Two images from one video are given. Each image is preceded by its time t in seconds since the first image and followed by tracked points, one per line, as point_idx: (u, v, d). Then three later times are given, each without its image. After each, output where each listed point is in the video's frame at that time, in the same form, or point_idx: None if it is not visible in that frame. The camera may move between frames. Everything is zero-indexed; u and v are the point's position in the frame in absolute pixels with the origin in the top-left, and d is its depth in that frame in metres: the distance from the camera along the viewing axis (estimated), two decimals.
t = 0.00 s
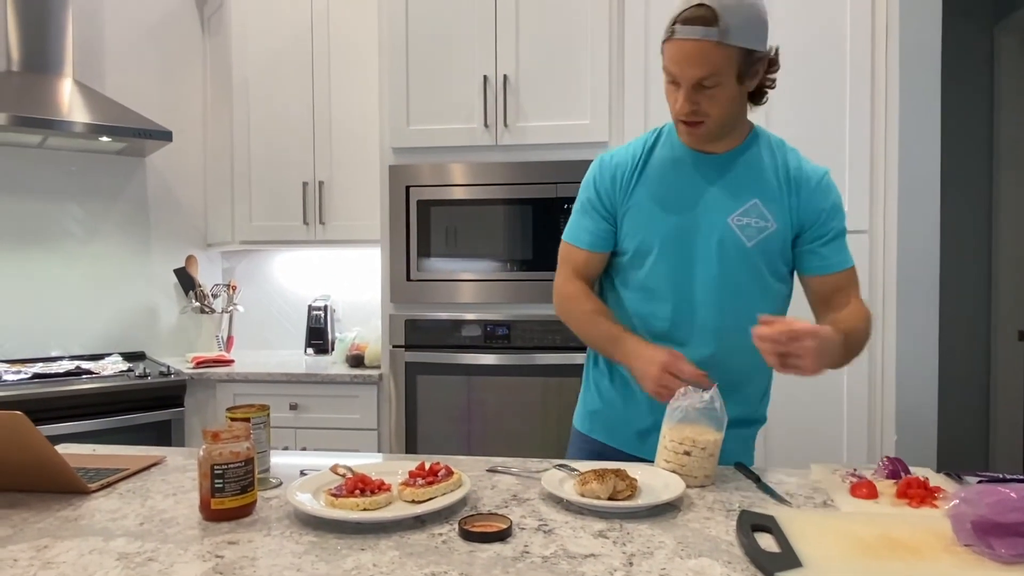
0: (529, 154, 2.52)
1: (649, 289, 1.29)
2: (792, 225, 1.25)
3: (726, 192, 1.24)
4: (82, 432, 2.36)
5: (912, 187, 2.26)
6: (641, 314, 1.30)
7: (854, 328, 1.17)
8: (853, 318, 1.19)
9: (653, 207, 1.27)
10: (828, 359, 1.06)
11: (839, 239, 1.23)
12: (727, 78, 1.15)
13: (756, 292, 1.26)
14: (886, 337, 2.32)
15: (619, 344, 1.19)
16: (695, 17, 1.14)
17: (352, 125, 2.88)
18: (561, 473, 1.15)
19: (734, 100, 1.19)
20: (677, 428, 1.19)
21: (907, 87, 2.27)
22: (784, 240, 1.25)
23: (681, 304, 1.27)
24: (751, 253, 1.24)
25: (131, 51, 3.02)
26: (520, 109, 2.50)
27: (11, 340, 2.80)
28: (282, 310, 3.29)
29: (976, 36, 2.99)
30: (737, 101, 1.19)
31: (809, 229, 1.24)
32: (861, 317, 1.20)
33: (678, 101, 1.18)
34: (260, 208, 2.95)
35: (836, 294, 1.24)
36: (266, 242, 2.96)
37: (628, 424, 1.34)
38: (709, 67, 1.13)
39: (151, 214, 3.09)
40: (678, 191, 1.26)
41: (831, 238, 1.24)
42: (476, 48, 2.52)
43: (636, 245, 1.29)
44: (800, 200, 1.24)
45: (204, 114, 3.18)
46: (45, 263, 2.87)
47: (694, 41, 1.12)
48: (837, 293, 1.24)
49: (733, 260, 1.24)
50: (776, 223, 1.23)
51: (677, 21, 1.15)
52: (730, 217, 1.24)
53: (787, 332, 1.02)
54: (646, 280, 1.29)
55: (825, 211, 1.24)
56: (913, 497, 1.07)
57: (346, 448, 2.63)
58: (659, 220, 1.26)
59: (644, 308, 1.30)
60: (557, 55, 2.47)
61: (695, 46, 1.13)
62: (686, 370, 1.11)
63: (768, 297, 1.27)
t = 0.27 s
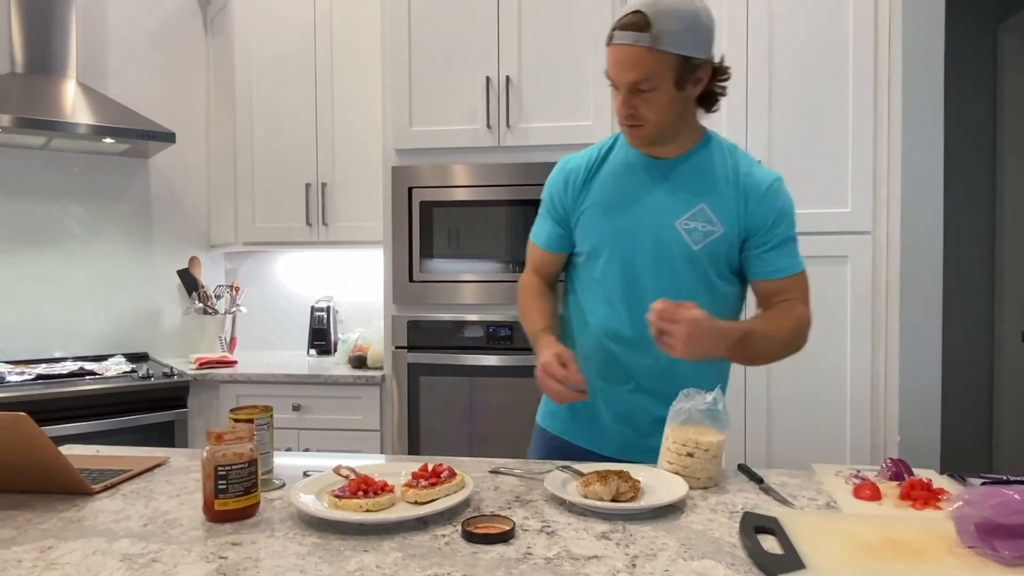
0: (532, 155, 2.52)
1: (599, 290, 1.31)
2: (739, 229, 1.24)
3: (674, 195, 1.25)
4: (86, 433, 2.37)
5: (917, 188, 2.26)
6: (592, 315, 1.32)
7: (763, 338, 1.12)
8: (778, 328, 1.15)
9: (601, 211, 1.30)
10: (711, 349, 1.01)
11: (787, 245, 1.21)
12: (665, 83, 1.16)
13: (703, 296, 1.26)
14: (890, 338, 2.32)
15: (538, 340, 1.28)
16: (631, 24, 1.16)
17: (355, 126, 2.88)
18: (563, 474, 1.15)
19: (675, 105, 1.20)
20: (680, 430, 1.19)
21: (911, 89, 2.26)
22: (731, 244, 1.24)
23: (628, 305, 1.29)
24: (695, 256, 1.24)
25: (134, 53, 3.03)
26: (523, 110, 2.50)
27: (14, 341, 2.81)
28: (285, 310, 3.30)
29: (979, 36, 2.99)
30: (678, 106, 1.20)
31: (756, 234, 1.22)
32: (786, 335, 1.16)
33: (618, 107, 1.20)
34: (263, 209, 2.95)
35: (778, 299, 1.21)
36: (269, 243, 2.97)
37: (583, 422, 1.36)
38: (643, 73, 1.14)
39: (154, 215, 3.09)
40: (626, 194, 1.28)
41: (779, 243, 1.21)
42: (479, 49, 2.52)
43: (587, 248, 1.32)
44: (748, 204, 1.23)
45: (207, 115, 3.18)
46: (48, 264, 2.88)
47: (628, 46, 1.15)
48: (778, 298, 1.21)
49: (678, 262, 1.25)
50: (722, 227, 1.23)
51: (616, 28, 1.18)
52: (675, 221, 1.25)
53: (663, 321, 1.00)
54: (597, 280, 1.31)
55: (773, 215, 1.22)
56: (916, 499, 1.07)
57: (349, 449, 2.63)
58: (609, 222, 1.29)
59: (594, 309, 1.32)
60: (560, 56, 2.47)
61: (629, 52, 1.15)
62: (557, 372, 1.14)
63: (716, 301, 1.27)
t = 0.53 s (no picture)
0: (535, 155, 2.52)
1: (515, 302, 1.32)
2: (644, 229, 1.22)
3: (577, 201, 1.25)
4: (89, 434, 2.37)
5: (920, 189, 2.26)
6: (510, 327, 1.32)
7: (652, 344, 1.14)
8: (672, 332, 1.14)
9: (508, 222, 1.30)
10: (601, 390, 1.10)
11: (689, 242, 1.18)
12: (555, 96, 1.17)
13: (615, 301, 1.25)
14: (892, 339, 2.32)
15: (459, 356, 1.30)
16: (515, 43, 1.17)
17: (358, 127, 2.88)
18: (566, 476, 1.15)
19: (569, 119, 1.21)
20: (682, 432, 1.20)
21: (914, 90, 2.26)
22: (636, 245, 1.23)
23: (543, 314, 1.28)
24: (601, 260, 1.23)
25: (136, 53, 3.03)
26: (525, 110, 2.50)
27: (17, 342, 2.81)
28: (288, 312, 3.30)
29: (982, 36, 2.97)
30: (572, 120, 1.21)
31: (658, 233, 1.21)
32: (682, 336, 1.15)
33: (513, 124, 1.21)
34: (266, 210, 2.96)
35: (682, 300, 1.18)
36: (271, 244, 2.97)
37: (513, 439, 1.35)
38: (530, 89, 1.15)
39: (157, 216, 3.10)
40: (531, 205, 1.28)
41: (680, 242, 1.19)
42: (481, 50, 2.52)
43: (499, 261, 1.33)
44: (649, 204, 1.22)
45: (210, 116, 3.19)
46: (51, 265, 2.88)
47: (517, 65, 1.15)
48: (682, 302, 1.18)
49: (584, 268, 1.24)
50: (624, 229, 1.22)
51: (502, 48, 1.18)
52: (577, 228, 1.24)
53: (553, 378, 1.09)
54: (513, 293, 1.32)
55: (672, 213, 1.19)
56: (920, 502, 1.06)
57: (351, 450, 2.64)
58: (516, 233, 1.29)
59: (513, 321, 1.32)
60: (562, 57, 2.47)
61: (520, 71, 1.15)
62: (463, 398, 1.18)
63: (628, 304, 1.25)
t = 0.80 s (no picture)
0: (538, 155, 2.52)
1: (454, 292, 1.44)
2: (570, 215, 1.38)
3: (507, 194, 1.39)
4: (93, 433, 2.38)
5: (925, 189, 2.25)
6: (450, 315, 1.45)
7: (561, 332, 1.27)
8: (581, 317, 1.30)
9: (447, 215, 1.42)
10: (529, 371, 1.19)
11: (611, 225, 1.36)
12: (476, 88, 1.29)
13: (548, 282, 1.39)
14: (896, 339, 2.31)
15: (400, 354, 1.34)
16: (433, 40, 1.29)
17: (361, 126, 2.88)
18: (569, 476, 1.15)
19: (490, 109, 1.33)
20: (686, 432, 1.19)
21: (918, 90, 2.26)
22: (564, 229, 1.38)
23: (483, 300, 1.41)
24: (535, 245, 1.38)
25: (139, 53, 3.04)
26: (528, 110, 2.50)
27: (21, 341, 2.82)
28: (291, 312, 3.30)
29: (985, 35, 2.97)
30: (492, 111, 1.33)
31: (583, 217, 1.37)
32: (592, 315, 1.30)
33: (439, 116, 1.32)
34: (269, 210, 2.96)
35: (604, 277, 1.36)
36: (274, 243, 2.97)
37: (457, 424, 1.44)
38: (452, 81, 1.27)
39: (160, 215, 3.10)
40: (468, 198, 1.42)
41: (603, 222, 1.36)
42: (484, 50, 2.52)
43: (437, 251, 1.44)
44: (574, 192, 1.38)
45: (213, 117, 3.19)
46: (55, 264, 2.89)
47: (437, 59, 1.27)
48: (605, 282, 1.36)
49: (519, 254, 1.38)
50: (553, 215, 1.37)
51: (422, 46, 1.30)
52: (512, 215, 1.39)
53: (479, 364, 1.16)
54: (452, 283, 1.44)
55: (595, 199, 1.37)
56: (923, 502, 1.06)
57: (355, 449, 2.64)
58: (454, 227, 1.42)
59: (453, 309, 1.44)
60: (565, 57, 2.47)
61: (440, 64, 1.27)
62: (422, 389, 1.19)
63: (559, 285, 1.40)
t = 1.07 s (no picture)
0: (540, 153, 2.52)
1: (427, 290, 1.45)
2: (542, 212, 1.40)
3: (478, 192, 1.41)
4: (96, 432, 2.38)
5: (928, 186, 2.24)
6: (424, 313, 1.46)
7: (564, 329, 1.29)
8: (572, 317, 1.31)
9: (419, 214, 1.44)
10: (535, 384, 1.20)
11: (583, 221, 1.38)
12: (448, 86, 1.30)
13: (521, 279, 1.41)
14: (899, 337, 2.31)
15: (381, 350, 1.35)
16: (405, 38, 1.30)
17: (363, 125, 2.88)
18: (572, 475, 1.15)
19: (461, 107, 1.35)
20: (689, 431, 1.19)
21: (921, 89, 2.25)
22: (536, 226, 1.40)
23: (457, 297, 1.43)
24: (507, 241, 1.40)
25: (142, 52, 3.04)
26: (531, 109, 2.50)
27: (23, 340, 2.82)
28: (293, 311, 3.30)
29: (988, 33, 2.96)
30: (464, 108, 1.35)
31: (556, 213, 1.40)
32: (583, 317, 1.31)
33: (411, 113, 1.33)
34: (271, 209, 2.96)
35: (580, 274, 1.38)
36: (277, 242, 2.97)
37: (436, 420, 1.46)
38: (424, 79, 1.28)
39: (162, 214, 3.10)
40: (441, 196, 1.43)
41: (575, 217, 1.38)
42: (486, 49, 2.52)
43: (411, 250, 1.46)
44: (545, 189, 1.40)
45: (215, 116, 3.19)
46: (57, 263, 2.89)
47: (410, 57, 1.28)
48: (582, 278, 1.38)
49: (491, 251, 1.40)
50: (525, 211, 1.39)
51: (394, 43, 1.31)
52: (485, 212, 1.40)
53: (503, 409, 1.14)
54: (425, 281, 1.45)
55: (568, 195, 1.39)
56: (927, 502, 1.06)
57: (357, 448, 2.64)
58: (426, 225, 1.43)
59: (427, 308, 1.46)
60: (567, 56, 2.47)
61: (413, 62, 1.28)
62: (403, 377, 1.18)
63: (532, 281, 1.41)
